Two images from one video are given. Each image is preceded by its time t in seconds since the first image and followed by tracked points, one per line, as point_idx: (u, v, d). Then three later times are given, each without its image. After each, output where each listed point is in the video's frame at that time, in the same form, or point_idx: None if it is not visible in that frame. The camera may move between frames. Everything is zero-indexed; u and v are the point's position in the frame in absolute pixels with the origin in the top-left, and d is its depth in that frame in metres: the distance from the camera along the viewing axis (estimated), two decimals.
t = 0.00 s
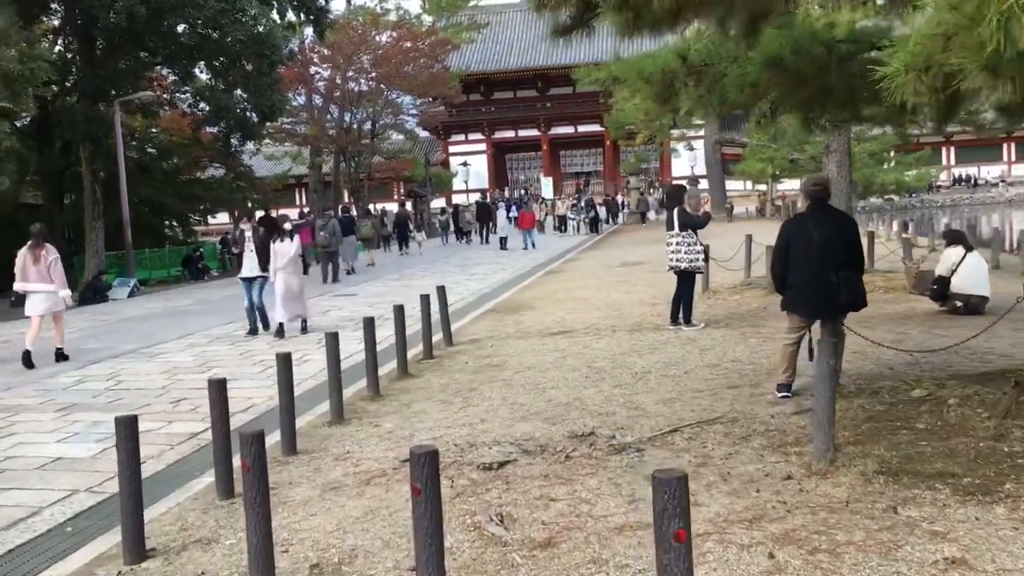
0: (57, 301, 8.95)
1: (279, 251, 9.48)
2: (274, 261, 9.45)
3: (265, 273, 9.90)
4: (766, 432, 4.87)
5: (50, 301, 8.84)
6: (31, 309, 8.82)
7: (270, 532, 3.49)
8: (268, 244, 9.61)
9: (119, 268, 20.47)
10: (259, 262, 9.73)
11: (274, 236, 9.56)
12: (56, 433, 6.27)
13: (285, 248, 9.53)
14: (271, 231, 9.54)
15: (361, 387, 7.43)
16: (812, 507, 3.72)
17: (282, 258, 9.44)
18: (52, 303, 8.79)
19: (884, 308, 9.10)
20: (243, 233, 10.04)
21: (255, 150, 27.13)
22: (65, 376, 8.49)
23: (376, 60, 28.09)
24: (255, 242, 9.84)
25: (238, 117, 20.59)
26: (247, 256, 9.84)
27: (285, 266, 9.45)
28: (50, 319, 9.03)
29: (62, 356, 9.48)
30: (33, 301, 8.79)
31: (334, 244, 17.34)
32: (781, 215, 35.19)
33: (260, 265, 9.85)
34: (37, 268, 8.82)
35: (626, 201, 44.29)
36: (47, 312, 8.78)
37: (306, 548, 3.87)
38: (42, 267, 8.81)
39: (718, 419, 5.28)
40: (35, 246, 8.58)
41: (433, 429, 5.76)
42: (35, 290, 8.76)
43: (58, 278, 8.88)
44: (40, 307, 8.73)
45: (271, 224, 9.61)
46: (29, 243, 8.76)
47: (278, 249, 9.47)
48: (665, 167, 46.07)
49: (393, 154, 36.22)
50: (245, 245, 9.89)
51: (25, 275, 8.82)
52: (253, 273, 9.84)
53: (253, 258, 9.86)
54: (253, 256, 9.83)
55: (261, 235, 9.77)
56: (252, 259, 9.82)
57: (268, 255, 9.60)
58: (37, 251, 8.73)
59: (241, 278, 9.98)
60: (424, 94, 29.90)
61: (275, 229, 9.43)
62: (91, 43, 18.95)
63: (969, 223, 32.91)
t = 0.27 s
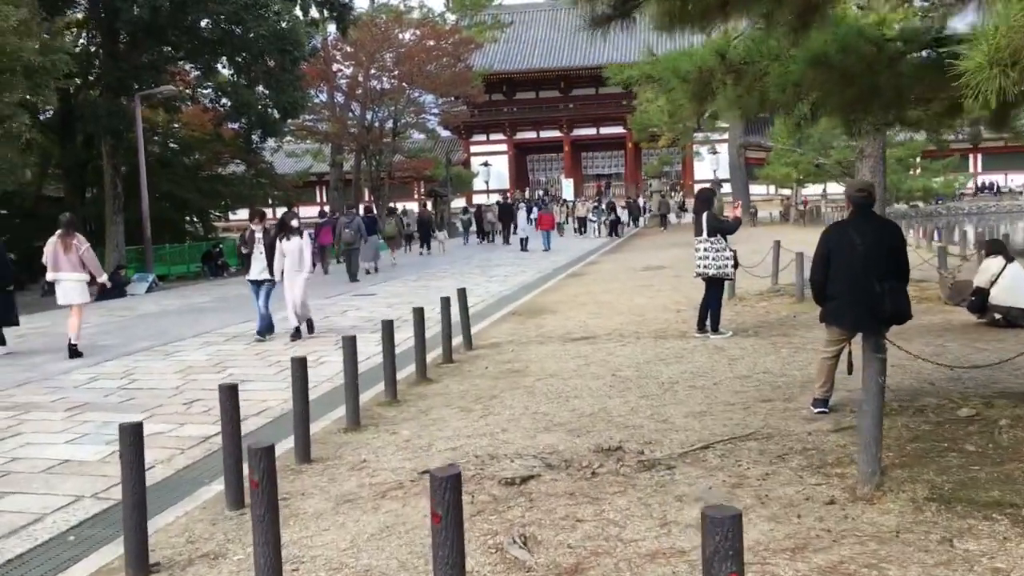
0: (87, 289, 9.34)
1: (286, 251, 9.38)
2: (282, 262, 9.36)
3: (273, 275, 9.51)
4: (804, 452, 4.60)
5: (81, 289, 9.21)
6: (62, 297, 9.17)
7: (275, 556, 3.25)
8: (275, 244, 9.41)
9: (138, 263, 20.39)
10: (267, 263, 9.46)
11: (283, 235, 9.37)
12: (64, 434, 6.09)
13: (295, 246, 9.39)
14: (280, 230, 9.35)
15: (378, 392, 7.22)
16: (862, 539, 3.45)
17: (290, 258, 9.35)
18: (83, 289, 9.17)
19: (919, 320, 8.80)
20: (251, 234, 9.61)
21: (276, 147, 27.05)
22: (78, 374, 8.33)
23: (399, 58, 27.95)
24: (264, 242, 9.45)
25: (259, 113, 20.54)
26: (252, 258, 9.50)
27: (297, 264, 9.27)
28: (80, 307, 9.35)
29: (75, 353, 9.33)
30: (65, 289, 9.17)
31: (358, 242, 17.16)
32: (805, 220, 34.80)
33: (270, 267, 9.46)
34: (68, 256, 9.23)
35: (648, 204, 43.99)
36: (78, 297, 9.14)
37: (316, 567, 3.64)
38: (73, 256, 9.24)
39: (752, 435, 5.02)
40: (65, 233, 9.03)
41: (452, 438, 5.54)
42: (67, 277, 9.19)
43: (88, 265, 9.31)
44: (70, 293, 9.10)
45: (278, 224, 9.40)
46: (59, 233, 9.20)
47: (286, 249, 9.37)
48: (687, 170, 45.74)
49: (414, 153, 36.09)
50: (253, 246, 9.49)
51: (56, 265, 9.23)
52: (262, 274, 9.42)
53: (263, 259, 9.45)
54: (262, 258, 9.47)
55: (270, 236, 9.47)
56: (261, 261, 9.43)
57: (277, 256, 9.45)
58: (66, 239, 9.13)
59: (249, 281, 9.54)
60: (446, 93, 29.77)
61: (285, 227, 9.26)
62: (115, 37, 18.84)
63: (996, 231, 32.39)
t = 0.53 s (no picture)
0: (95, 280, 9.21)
1: (280, 244, 9.05)
2: (276, 256, 9.05)
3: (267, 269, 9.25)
4: (830, 466, 4.32)
5: (89, 281, 9.03)
6: (71, 288, 9.01)
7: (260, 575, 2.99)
8: (269, 237, 9.10)
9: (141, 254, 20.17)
10: (261, 256, 9.17)
11: (277, 229, 9.06)
12: (51, 431, 5.84)
13: (289, 241, 9.06)
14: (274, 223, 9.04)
15: (379, 393, 6.97)
16: (898, 565, 3.18)
17: (285, 252, 9.03)
18: (91, 282, 9.01)
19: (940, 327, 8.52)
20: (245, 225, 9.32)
21: (284, 140, 26.82)
22: (71, 367, 8.08)
23: (409, 53, 27.71)
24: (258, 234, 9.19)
25: (267, 105, 20.50)
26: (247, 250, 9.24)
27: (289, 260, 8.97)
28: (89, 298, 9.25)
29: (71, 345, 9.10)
30: (74, 281, 8.99)
31: (364, 236, 16.95)
32: (815, 223, 34.49)
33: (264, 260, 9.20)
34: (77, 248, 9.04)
35: (656, 204, 43.71)
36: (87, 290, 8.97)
37: None
38: (81, 247, 9.03)
39: (772, 446, 4.75)
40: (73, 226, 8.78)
41: (455, 443, 5.28)
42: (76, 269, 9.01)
43: (97, 257, 9.09)
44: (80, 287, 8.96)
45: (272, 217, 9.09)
46: (68, 224, 8.97)
47: (280, 243, 9.04)
48: (696, 171, 45.44)
49: (422, 148, 35.85)
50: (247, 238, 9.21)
51: (65, 256, 9.02)
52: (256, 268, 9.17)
53: (257, 252, 9.19)
54: (256, 250, 9.20)
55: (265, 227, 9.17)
56: (255, 253, 9.18)
57: (271, 249, 9.09)
58: (76, 231, 8.92)
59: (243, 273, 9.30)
60: (455, 88, 29.53)
61: (278, 222, 8.94)
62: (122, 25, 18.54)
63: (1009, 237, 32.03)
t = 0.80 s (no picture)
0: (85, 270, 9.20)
1: (257, 241, 8.74)
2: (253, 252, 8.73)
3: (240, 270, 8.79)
4: (841, 485, 4.09)
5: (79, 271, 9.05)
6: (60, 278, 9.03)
7: None
8: (245, 234, 8.73)
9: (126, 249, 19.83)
10: (234, 255, 8.70)
11: (255, 225, 8.71)
12: (20, 436, 5.57)
13: (268, 237, 8.75)
14: (252, 219, 8.69)
15: (367, 397, 6.73)
16: None
17: (263, 249, 8.72)
18: (81, 272, 9.00)
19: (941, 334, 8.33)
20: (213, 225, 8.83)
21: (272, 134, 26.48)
22: (46, 366, 7.80)
23: (400, 48, 27.41)
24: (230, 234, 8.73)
25: (255, 99, 20.12)
26: (219, 250, 8.72)
27: (271, 256, 8.66)
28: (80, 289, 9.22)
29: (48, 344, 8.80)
30: (62, 270, 9.02)
31: (354, 233, 16.69)
32: (806, 224, 34.39)
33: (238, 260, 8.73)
34: (66, 237, 9.03)
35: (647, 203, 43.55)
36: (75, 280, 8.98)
37: None
38: (70, 236, 9.03)
39: (778, 461, 4.52)
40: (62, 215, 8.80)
41: (445, 455, 5.04)
42: (66, 259, 9.01)
43: (86, 247, 9.07)
44: (69, 276, 8.95)
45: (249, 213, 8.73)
46: (57, 213, 8.98)
47: (257, 239, 8.73)
48: (686, 171, 45.30)
49: (412, 145, 35.56)
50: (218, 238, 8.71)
51: (54, 245, 9.03)
52: (230, 270, 8.68)
53: (230, 252, 8.70)
54: (229, 250, 8.69)
55: (238, 225, 8.73)
56: (228, 254, 8.68)
57: (247, 246, 8.75)
58: (65, 219, 8.93)
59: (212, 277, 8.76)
60: (447, 85, 29.23)
61: (259, 216, 8.62)
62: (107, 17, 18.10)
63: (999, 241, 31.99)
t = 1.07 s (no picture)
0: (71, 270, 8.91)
1: (229, 237, 8.14)
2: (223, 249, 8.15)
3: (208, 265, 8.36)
4: (859, 488, 3.87)
5: (63, 270, 8.72)
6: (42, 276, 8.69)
7: None
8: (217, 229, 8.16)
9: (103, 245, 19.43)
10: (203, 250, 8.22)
11: (228, 220, 8.13)
12: None
13: (241, 235, 8.15)
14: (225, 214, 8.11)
15: (354, 397, 6.47)
16: None
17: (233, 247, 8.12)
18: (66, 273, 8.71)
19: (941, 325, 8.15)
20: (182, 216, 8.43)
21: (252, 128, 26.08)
22: (18, 367, 7.49)
23: (381, 41, 27.05)
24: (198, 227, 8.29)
25: (235, 93, 19.63)
26: (185, 243, 8.32)
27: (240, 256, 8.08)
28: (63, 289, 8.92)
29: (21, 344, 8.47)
30: (46, 269, 8.68)
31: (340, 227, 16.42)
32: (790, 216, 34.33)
33: (204, 256, 8.28)
34: (52, 236, 8.71)
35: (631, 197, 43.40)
36: (59, 280, 8.65)
37: None
38: (56, 235, 8.70)
39: (789, 462, 4.31)
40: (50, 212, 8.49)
41: (439, 458, 4.80)
42: (52, 259, 8.71)
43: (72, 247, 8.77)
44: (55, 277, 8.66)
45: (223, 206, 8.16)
46: (43, 210, 8.65)
47: (228, 236, 8.14)
48: (670, 164, 45.17)
49: (395, 138, 35.21)
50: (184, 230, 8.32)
51: (39, 243, 8.70)
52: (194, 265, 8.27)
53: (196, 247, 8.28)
54: (196, 243, 8.27)
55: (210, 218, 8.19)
56: (194, 248, 8.27)
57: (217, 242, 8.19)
58: (52, 217, 8.61)
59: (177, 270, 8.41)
60: (429, 78, 28.91)
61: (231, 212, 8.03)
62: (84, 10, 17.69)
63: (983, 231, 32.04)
